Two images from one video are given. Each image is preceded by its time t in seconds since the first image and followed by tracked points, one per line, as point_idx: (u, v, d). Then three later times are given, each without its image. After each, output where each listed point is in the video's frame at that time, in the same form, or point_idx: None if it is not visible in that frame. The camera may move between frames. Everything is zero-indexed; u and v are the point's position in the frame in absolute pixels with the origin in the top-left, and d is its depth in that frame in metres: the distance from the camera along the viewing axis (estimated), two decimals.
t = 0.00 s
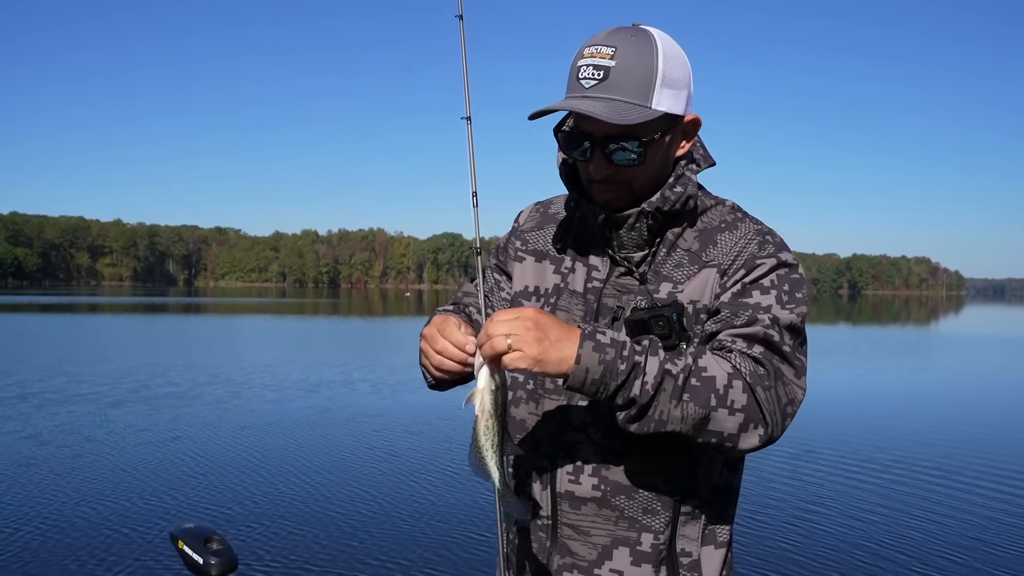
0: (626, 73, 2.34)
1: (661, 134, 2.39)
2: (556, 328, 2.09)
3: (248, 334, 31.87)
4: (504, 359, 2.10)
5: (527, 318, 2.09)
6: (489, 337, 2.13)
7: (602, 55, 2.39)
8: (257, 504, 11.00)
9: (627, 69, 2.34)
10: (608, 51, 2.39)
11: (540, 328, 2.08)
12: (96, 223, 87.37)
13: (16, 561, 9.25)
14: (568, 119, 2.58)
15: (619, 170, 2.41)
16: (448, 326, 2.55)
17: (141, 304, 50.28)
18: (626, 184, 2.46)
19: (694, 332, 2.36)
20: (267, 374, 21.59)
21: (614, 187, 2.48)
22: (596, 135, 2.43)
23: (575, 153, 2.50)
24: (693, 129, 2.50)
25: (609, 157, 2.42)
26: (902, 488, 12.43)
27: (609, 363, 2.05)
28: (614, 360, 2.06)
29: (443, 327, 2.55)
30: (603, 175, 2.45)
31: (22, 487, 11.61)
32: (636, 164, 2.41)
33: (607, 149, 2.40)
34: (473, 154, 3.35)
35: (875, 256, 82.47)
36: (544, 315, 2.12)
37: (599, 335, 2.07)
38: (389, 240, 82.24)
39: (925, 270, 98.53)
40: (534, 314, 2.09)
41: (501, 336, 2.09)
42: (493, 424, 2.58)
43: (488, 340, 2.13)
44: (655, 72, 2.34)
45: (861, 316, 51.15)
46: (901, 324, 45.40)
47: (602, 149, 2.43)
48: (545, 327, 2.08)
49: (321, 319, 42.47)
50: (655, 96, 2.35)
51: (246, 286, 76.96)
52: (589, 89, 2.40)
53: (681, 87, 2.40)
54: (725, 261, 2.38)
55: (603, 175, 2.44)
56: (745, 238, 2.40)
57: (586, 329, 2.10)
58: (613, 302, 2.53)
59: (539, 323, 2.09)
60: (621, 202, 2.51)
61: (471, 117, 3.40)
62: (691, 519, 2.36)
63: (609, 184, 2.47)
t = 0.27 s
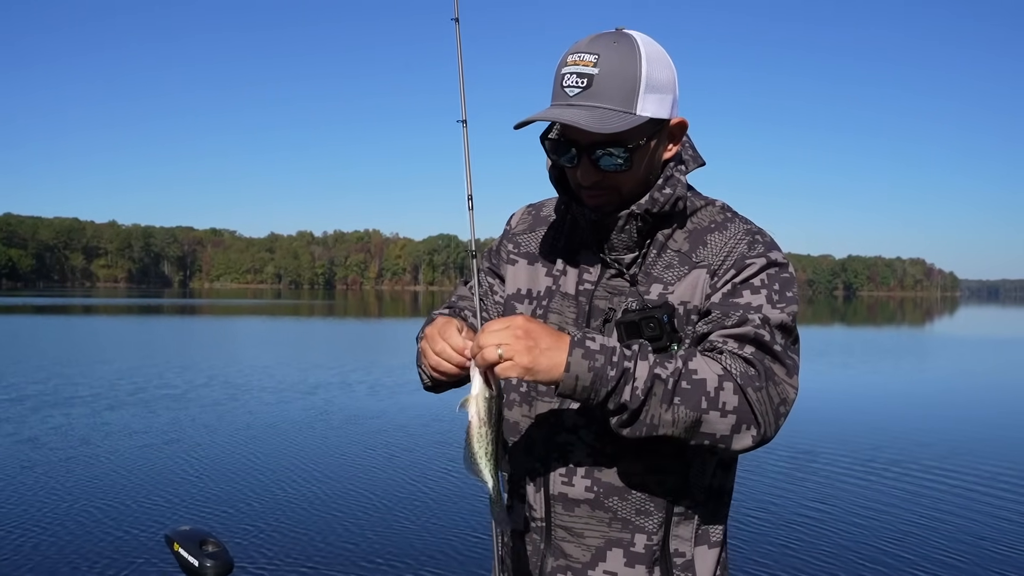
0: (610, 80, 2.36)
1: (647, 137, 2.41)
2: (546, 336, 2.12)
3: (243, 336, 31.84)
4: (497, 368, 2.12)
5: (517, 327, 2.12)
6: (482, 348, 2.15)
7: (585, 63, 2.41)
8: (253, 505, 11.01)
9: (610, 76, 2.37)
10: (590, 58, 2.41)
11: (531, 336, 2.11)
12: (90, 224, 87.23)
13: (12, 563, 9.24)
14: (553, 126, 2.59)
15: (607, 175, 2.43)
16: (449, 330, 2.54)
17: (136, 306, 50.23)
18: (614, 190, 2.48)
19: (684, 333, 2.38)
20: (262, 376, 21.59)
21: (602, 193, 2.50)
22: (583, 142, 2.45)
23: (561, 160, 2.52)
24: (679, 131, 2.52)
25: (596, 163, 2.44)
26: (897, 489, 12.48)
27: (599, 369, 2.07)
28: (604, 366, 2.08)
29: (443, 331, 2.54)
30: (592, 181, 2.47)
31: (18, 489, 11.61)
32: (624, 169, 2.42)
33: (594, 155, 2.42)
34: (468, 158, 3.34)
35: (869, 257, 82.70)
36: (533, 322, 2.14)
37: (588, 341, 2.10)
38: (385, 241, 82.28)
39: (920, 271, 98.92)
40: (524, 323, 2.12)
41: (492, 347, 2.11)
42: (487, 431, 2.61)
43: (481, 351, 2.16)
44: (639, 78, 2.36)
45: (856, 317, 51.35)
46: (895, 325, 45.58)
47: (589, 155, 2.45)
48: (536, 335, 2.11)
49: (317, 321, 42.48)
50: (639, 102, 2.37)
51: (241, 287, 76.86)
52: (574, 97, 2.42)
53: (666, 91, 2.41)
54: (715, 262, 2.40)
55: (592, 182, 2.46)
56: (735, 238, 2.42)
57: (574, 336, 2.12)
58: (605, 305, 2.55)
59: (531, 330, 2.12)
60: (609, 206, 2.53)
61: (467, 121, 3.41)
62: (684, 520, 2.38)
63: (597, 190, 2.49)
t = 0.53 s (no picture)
0: (596, 81, 2.38)
1: (634, 139, 2.42)
2: (539, 335, 2.13)
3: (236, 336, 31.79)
4: (491, 368, 2.14)
5: (511, 327, 2.12)
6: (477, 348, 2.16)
7: (573, 65, 2.43)
8: (249, 505, 11.02)
9: (597, 76, 2.38)
10: (578, 60, 2.43)
11: (524, 336, 2.12)
12: (84, 224, 87.05)
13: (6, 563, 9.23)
14: (542, 128, 2.61)
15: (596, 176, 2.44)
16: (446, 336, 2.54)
17: (129, 306, 50.10)
18: (603, 191, 2.50)
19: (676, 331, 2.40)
20: (255, 377, 21.58)
21: (591, 193, 2.51)
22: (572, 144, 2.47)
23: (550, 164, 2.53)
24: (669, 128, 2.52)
25: (586, 165, 2.45)
26: (889, 488, 12.53)
27: (590, 369, 2.09)
28: (596, 365, 2.10)
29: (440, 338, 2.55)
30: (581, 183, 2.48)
31: (13, 489, 11.61)
32: (613, 170, 2.44)
33: (584, 156, 2.43)
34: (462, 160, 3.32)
35: (863, 257, 82.92)
36: (527, 323, 2.15)
37: (580, 341, 2.11)
38: (378, 242, 82.25)
39: (912, 271, 99.34)
40: (518, 323, 2.13)
41: (485, 347, 2.12)
42: (487, 430, 2.60)
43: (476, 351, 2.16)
44: (626, 78, 2.37)
45: (849, 317, 51.56)
46: (887, 325, 45.80)
47: (580, 157, 2.46)
48: (529, 335, 2.12)
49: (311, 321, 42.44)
50: (627, 102, 2.38)
51: (235, 288, 76.77)
52: (562, 99, 2.44)
53: (655, 91, 2.43)
54: (706, 260, 2.42)
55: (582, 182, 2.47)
56: (726, 236, 2.44)
57: (566, 336, 2.13)
58: (596, 304, 2.56)
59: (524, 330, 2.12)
60: (598, 205, 2.54)
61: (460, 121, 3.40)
62: (676, 519, 2.39)
63: (586, 190, 2.51)
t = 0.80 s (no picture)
0: (584, 82, 2.40)
1: (624, 140, 2.44)
2: (536, 335, 2.14)
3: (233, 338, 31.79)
4: (489, 369, 2.15)
5: (508, 327, 2.14)
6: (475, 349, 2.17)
7: (560, 67, 2.45)
8: (247, 507, 11.02)
9: (583, 77, 2.40)
10: (565, 61, 2.45)
11: (522, 335, 2.14)
12: (79, 225, 86.86)
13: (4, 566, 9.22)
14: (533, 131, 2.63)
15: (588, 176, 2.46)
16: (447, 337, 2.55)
17: (126, 308, 50.04)
18: (596, 191, 2.51)
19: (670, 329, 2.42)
20: (252, 378, 21.57)
21: (584, 194, 2.53)
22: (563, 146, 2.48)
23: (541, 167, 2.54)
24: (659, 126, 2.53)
25: (577, 167, 2.46)
26: (885, 488, 12.56)
27: (586, 368, 2.11)
28: (592, 365, 2.12)
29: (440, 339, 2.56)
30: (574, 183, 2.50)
31: (11, 491, 11.60)
32: (604, 170, 2.45)
33: (575, 158, 2.45)
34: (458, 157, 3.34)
35: (859, 257, 83.16)
36: (524, 323, 2.17)
37: (576, 340, 2.13)
38: (375, 243, 82.28)
39: (908, 272, 99.60)
40: (515, 323, 2.15)
41: (484, 348, 2.13)
42: (486, 429, 2.59)
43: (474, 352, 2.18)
44: (614, 78, 2.39)
45: (846, 317, 51.72)
46: (884, 325, 45.95)
47: (571, 159, 2.47)
48: (527, 335, 2.14)
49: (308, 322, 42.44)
50: (616, 101, 2.40)
51: (231, 289, 76.68)
52: (550, 101, 2.46)
53: (644, 90, 2.44)
54: (700, 258, 2.43)
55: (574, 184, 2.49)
56: (719, 234, 2.45)
57: (563, 336, 2.15)
58: (591, 303, 2.58)
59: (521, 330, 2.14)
60: (592, 207, 2.56)
61: (458, 118, 3.42)
62: (671, 518, 2.41)
63: (579, 191, 2.52)
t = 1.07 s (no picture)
0: (570, 77, 2.40)
1: (614, 130, 2.42)
2: (541, 342, 2.13)
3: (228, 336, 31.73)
4: (495, 378, 2.13)
5: (513, 335, 2.12)
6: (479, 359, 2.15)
7: (544, 64, 2.45)
8: (247, 504, 11.01)
9: (567, 72, 2.40)
10: (550, 58, 2.44)
11: (527, 343, 2.12)
12: (75, 223, 86.64)
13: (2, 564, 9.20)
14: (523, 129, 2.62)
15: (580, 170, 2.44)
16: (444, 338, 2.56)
17: (122, 305, 49.92)
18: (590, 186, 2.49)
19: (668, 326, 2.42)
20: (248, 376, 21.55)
21: (578, 189, 2.51)
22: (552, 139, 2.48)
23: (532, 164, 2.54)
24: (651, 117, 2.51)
25: (568, 160, 2.45)
26: (883, 484, 12.57)
27: (593, 373, 2.11)
28: (598, 370, 2.11)
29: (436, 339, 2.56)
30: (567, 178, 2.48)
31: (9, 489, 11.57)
32: (595, 164, 2.44)
33: (566, 153, 2.44)
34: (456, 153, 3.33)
35: (855, 254, 83.34)
36: (528, 330, 2.15)
37: (579, 343, 2.13)
38: (372, 241, 82.22)
39: (905, 269, 99.74)
40: (520, 331, 2.13)
41: (489, 357, 2.12)
42: (489, 439, 2.55)
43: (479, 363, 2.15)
44: (599, 72, 2.38)
45: (842, 314, 51.84)
46: (880, 322, 46.03)
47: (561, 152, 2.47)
48: (531, 343, 2.12)
49: (305, 320, 42.38)
50: (603, 94, 2.39)
51: (228, 287, 76.57)
52: (538, 98, 2.46)
53: (631, 82, 2.43)
54: (696, 253, 2.43)
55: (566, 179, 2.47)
56: (715, 228, 2.45)
57: (567, 339, 2.14)
58: (587, 299, 2.58)
59: (524, 336, 2.13)
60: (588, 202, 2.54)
61: (455, 116, 3.39)
62: (668, 514, 2.40)
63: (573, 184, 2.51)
